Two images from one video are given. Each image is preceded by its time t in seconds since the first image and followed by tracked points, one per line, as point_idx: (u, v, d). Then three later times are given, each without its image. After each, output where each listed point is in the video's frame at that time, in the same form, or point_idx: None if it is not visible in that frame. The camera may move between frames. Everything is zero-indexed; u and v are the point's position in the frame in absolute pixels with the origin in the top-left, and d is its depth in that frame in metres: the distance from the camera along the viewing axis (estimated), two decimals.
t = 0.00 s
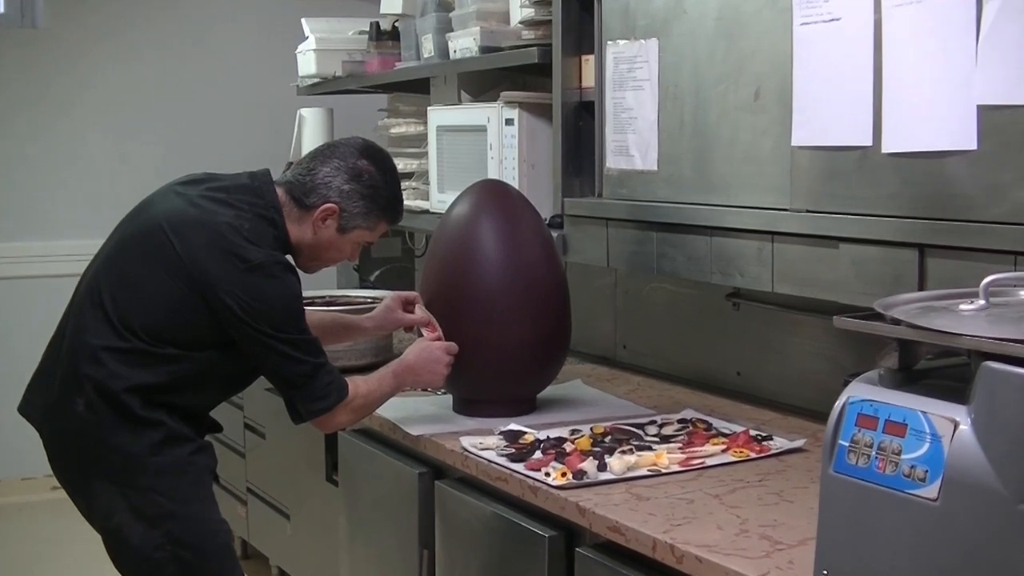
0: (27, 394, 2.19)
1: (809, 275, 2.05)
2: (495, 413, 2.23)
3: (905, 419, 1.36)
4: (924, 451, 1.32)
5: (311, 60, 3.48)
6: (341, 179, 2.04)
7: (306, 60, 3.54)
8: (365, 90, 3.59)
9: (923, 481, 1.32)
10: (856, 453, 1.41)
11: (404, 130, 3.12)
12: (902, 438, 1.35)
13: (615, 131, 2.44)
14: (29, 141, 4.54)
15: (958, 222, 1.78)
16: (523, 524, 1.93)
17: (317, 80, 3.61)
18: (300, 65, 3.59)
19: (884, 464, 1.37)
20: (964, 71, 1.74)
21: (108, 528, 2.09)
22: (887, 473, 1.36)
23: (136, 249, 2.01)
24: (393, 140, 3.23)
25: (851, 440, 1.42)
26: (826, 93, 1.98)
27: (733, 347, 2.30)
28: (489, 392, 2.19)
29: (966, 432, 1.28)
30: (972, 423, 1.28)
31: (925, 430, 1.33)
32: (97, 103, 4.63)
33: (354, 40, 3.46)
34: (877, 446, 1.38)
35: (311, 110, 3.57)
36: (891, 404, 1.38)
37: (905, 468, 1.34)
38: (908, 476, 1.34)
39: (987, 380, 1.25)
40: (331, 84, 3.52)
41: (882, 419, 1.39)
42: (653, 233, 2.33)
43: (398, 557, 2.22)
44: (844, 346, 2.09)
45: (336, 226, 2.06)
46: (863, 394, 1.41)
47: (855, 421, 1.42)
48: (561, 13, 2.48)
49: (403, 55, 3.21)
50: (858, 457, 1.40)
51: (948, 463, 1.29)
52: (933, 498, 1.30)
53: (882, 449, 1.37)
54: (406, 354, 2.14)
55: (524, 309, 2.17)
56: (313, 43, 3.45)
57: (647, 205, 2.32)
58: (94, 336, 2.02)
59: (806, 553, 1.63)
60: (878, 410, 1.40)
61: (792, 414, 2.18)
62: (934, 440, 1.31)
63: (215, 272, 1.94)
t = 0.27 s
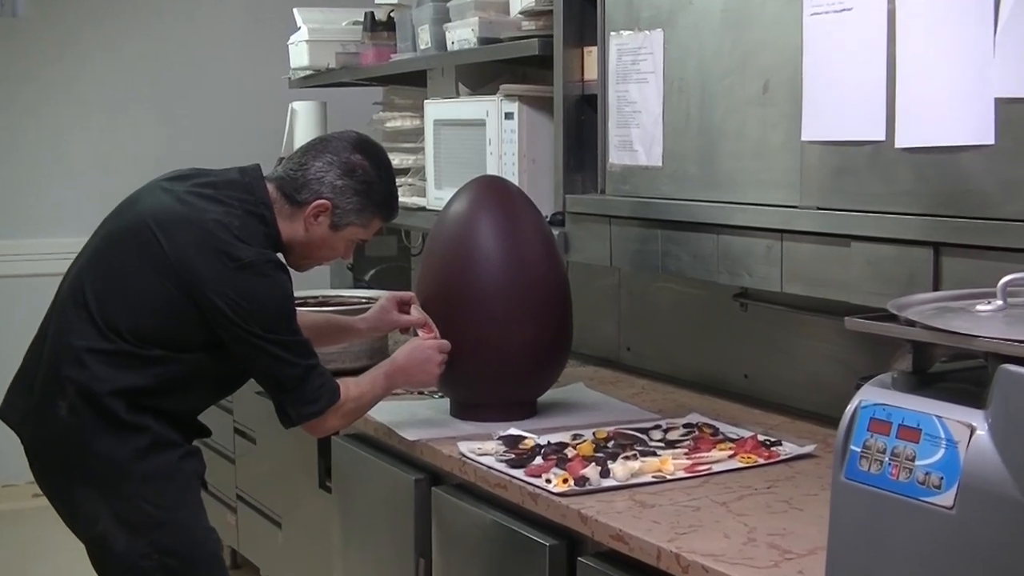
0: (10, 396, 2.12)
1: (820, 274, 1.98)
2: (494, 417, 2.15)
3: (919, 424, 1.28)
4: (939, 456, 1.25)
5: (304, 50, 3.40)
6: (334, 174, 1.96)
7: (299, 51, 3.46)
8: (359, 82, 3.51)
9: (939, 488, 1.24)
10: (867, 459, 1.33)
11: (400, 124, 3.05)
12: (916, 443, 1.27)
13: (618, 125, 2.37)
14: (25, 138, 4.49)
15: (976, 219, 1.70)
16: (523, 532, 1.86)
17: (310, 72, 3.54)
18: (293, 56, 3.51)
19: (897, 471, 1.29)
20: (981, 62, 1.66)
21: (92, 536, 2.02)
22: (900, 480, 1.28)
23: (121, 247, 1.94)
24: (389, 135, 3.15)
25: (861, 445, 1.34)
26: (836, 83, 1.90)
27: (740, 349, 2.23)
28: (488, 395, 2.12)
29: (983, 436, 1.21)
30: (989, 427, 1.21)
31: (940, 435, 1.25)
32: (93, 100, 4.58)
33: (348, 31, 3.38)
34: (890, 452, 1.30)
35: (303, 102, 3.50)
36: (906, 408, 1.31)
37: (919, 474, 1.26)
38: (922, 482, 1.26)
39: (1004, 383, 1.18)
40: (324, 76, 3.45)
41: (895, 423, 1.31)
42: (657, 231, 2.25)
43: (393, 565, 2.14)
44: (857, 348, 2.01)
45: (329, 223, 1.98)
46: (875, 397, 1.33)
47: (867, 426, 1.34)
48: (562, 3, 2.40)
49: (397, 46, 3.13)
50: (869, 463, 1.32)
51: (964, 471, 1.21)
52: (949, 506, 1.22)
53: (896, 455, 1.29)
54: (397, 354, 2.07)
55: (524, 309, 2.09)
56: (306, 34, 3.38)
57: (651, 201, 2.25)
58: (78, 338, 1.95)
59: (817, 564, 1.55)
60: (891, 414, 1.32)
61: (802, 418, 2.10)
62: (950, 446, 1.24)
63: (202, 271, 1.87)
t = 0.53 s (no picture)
0: None
1: (831, 274, 1.90)
2: (493, 422, 2.07)
3: (935, 429, 1.22)
4: (955, 463, 1.19)
5: (295, 42, 3.33)
6: (326, 170, 1.89)
7: (290, 42, 3.38)
8: (351, 74, 3.43)
9: (956, 496, 1.18)
10: (880, 465, 1.26)
11: (395, 119, 2.97)
12: (932, 450, 1.21)
13: (622, 119, 2.29)
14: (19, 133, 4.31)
15: (996, 215, 1.63)
16: (522, 541, 1.78)
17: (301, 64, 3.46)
18: (284, 47, 3.43)
19: (911, 478, 1.23)
20: (999, 53, 1.59)
21: (74, 544, 1.94)
22: (915, 488, 1.22)
23: (105, 244, 1.86)
24: (384, 129, 3.07)
25: (874, 451, 1.27)
26: (851, 73, 1.82)
27: (749, 351, 2.15)
28: (487, 399, 2.04)
29: (1001, 442, 1.15)
30: (1008, 433, 1.15)
31: (956, 441, 1.19)
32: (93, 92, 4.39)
33: (341, 21, 3.31)
34: (904, 458, 1.24)
35: (295, 96, 3.42)
36: (920, 413, 1.24)
37: (934, 482, 1.20)
38: (938, 490, 1.20)
39: None
40: (316, 69, 3.37)
41: (910, 428, 1.24)
42: (662, 227, 2.17)
43: None
44: (871, 351, 1.93)
45: (321, 220, 1.91)
46: (889, 401, 1.27)
47: (880, 431, 1.28)
48: None
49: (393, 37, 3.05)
50: (882, 470, 1.26)
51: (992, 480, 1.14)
52: (966, 515, 1.17)
53: (910, 461, 1.23)
54: (389, 355, 1.99)
55: (525, 310, 2.02)
56: (298, 24, 3.30)
57: (655, 198, 2.17)
58: (60, 339, 1.88)
59: None
60: (906, 419, 1.25)
61: (812, 423, 2.03)
62: (966, 452, 1.18)
63: (188, 270, 1.79)
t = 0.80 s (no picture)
0: None
1: (842, 273, 1.84)
2: (492, 425, 2.01)
3: (948, 434, 1.20)
4: (969, 468, 1.17)
5: (288, 34, 3.27)
6: (319, 165, 1.83)
7: (283, 34, 3.32)
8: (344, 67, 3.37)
9: (969, 503, 1.16)
10: (893, 471, 1.24)
11: (392, 113, 2.91)
12: (945, 455, 1.19)
13: (625, 114, 2.22)
14: None
15: (1014, 213, 1.57)
16: (522, 549, 1.72)
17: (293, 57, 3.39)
18: (277, 39, 3.37)
19: (925, 484, 1.21)
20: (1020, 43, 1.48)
21: (58, 552, 1.89)
22: (929, 494, 1.20)
23: (91, 241, 1.80)
24: (379, 124, 3.01)
25: (887, 456, 1.25)
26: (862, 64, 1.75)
27: (756, 353, 2.09)
28: (485, 402, 1.98)
29: (1017, 448, 1.13)
30: None
31: (971, 446, 1.17)
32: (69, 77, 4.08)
33: (335, 12, 3.25)
34: (917, 464, 1.22)
35: (287, 90, 3.35)
36: (933, 417, 1.22)
37: (948, 488, 1.18)
38: (952, 497, 1.18)
39: None
40: (310, 61, 3.31)
41: (922, 433, 1.22)
42: (667, 225, 2.10)
43: None
44: (883, 353, 1.87)
45: (314, 217, 1.85)
46: (901, 405, 1.25)
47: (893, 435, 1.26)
48: None
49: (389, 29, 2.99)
50: (895, 476, 1.24)
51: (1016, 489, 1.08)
52: (980, 522, 1.14)
53: (923, 467, 1.21)
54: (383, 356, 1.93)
55: (525, 310, 1.96)
56: (291, 16, 3.24)
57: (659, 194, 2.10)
58: (45, 339, 1.82)
59: None
60: (918, 423, 1.23)
61: (821, 427, 1.96)
62: (980, 457, 1.16)
63: (176, 268, 1.73)
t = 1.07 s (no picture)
0: None
1: (854, 272, 1.76)
2: (490, 430, 1.93)
3: (965, 439, 1.16)
4: (988, 475, 1.13)
5: (280, 23, 3.19)
6: (310, 159, 1.76)
7: (275, 23, 3.24)
8: (337, 58, 3.30)
9: (988, 511, 1.12)
10: (906, 477, 1.20)
11: (387, 106, 2.84)
12: (963, 461, 1.15)
13: (630, 106, 2.14)
14: None
15: None
16: (522, 558, 1.65)
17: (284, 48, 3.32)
18: (268, 29, 3.29)
19: (941, 491, 1.17)
20: None
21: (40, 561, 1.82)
22: (945, 502, 1.16)
23: (73, 240, 1.73)
24: (374, 117, 2.94)
25: (900, 463, 1.21)
26: (877, 56, 1.68)
27: (764, 355, 2.01)
28: (483, 405, 1.90)
29: None
30: None
31: (990, 452, 1.13)
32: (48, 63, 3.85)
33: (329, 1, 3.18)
34: (932, 470, 1.18)
35: (278, 81, 3.28)
36: (950, 422, 1.18)
37: (965, 495, 1.15)
38: (969, 504, 1.14)
39: None
40: (302, 52, 3.24)
41: (938, 438, 1.18)
42: (672, 221, 2.03)
43: None
44: (897, 355, 1.80)
45: (304, 214, 1.77)
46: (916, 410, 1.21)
47: (906, 441, 1.22)
48: None
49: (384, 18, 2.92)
50: (909, 482, 1.20)
51: None
52: (1000, 531, 1.11)
53: (939, 473, 1.17)
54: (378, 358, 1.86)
55: (524, 310, 1.88)
56: (283, 4, 3.16)
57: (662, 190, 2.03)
58: (26, 342, 1.75)
59: None
60: (934, 428, 1.19)
61: (833, 432, 1.89)
62: (1001, 464, 1.12)
63: (162, 266, 1.66)
